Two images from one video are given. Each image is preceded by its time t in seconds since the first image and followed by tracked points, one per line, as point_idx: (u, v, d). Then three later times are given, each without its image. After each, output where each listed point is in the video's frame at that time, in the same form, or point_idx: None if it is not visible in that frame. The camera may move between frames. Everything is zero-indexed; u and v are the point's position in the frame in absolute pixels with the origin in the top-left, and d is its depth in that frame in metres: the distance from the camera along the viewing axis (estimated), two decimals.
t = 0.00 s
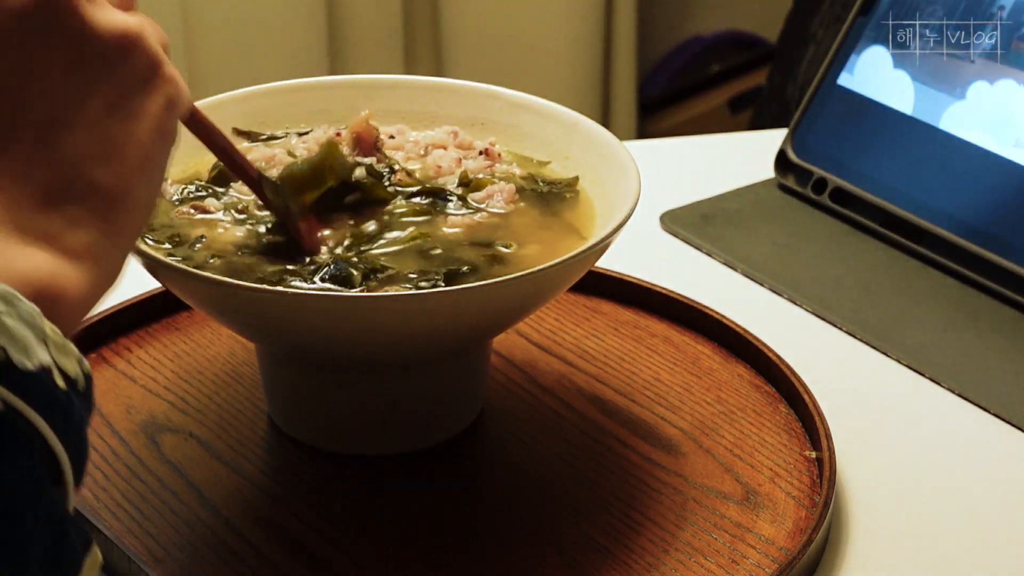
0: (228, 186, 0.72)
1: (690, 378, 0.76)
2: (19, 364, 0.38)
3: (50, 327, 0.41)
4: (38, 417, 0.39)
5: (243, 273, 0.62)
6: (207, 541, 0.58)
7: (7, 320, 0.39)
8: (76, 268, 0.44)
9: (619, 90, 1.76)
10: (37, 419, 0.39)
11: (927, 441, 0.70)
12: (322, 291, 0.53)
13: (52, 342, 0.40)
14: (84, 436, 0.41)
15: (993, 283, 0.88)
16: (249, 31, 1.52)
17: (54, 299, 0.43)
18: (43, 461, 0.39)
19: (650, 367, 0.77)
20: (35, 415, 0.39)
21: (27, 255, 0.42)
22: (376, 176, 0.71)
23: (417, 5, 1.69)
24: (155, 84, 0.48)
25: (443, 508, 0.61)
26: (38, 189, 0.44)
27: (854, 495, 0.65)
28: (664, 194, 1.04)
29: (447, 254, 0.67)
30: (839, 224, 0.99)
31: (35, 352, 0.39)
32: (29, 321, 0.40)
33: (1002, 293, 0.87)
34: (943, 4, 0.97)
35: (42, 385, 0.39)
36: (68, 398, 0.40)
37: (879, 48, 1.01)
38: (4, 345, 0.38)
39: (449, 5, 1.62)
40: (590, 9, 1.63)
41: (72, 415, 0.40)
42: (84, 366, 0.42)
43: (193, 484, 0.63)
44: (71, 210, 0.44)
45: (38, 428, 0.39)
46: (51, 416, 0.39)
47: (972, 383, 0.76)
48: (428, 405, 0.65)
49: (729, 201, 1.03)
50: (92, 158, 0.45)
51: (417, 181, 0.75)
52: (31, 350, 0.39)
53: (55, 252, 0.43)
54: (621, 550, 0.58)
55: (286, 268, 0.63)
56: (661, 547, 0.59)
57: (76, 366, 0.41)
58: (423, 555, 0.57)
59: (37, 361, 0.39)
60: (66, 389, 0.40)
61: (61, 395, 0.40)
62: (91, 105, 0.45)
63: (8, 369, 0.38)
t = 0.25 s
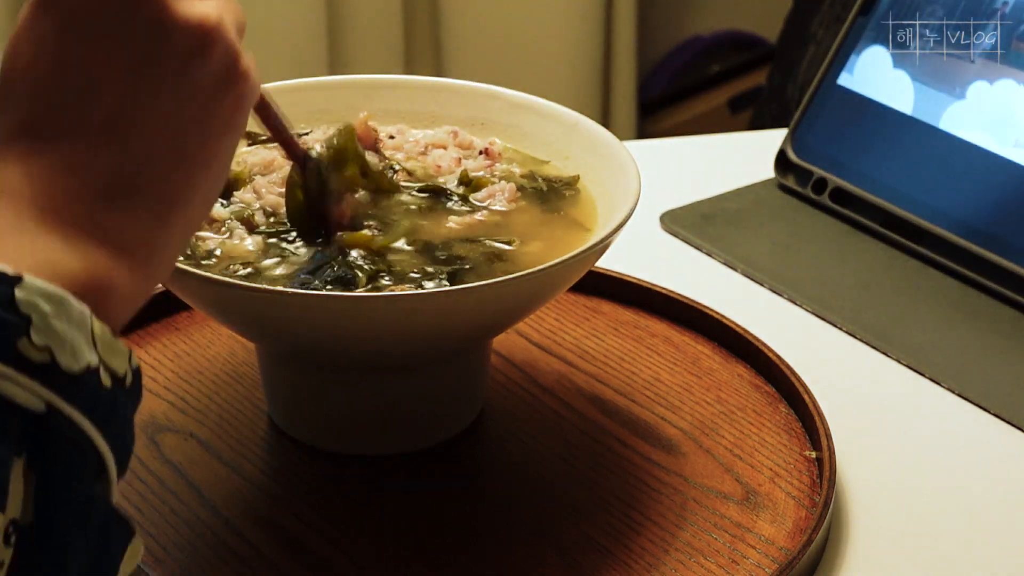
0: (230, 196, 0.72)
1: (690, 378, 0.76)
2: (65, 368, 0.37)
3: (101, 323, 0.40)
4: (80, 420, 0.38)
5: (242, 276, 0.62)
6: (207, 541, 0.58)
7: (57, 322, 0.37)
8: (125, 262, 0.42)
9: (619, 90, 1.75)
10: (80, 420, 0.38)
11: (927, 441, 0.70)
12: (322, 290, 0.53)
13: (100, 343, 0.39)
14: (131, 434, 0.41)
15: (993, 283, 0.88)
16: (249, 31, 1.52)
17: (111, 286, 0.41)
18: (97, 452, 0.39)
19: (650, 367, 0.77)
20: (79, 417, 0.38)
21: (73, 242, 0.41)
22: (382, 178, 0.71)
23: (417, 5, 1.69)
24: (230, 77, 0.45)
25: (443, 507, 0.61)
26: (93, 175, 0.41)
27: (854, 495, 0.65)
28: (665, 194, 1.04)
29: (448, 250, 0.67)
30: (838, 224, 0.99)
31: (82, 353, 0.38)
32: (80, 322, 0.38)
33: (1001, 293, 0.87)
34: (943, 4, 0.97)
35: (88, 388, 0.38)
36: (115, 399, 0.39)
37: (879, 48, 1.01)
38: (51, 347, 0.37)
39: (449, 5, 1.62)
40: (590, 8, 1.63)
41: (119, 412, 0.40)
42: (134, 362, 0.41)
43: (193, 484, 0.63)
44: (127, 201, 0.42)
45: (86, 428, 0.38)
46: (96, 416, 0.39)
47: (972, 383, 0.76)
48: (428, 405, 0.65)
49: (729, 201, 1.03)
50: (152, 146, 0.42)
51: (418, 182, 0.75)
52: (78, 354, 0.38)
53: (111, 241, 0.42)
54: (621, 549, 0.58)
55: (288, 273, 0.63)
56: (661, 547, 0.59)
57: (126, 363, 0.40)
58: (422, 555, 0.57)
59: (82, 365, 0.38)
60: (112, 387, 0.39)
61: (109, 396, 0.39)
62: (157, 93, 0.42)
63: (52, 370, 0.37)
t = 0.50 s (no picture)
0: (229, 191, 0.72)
1: (690, 378, 0.76)
2: (79, 392, 0.39)
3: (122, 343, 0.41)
4: (97, 446, 0.40)
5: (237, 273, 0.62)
6: (207, 541, 0.58)
7: (74, 343, 0.39)
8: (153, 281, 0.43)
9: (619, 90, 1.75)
10: (94, 445, 0.40)
11: (927, 441, 0.70)
12: (321, 291, 0.53)
13: (120, 365, 0.40)
14: (154, 456, 0.42)
15: (993, 283, 0.88)
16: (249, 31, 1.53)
17: (140, 312, 0.43)
18: (112, 477, 0.40)
19: (650, 367, 0.77)
20: (96, 443, 0.40)
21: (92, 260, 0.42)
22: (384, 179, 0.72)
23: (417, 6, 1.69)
24: (282, 104, 0.46)
25: (443, 507, 0.61)
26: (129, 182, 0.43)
27: (854, 496, 0.65)
28: (664, 194, 1.04)
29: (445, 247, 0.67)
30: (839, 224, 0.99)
31: (98, 378, 0.39)
32: (99, 343, 0.40)
33: (1002, 293, 0.87)
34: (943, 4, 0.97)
35: (104, 412, 0.40)
36: (135, 424, 0.41)
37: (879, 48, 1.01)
38: (64, 370, 0.38)
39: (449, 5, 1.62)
40: (590, 8, 1.64)
41: (140, 437, 0.41)
42: (158, 384, 0.42)
43: (193, 484, 0.63)
44: (158, 215, 0.44)
45: (102, 458, 0.40)
46: (114, 442, 0.40)
47: (972, 383, 0.76)
48: (428, 405, 0.65)
49: (729, 201, 1.02)
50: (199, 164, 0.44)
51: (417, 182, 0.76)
52: (94, 378, 0.39)
53: (144, 265, 0.43)
54: (621, 550, 0.58)
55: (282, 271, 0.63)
56: (661, 547, 0.59)
57: (149, 387, 0.42)
58: (422, 555, 0.57)
59: (100, 389, 0.39)
60: (129, 411, 0.41)
61: (127, 420, 0.40)
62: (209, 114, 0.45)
63: (66, 395, 0.39)
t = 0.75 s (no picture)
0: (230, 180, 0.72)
1: (690, 379, 0.76)
2: (109, 396, 0.39)
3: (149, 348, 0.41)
4: (121, 446, 0.39)
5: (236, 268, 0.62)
6: (207, 541, 0.58)
7: (106, 347, 0.38)
8: (155, 281, 0.43)
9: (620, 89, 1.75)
10: (118, 444, 0.39)
11: (927, 441, 0.70)
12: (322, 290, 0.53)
13: (146, 369, 0.40)
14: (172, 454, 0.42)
15: (994, 283, 0.88)
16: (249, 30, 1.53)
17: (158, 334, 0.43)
18: (135, 475, 0.40)
19: (650, 367, 0.77)
20: (117, 441, 0.39)
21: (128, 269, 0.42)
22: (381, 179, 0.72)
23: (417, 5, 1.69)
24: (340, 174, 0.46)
25: (443, 506, 0.61)
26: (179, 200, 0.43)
27: (854, 496, 0.65)
28: (664, 194, 1.04)
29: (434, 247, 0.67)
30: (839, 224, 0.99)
31: (128, 384, 0.39)
32: (128, 347, 0.39)
33: (1002, 293, 0.87)
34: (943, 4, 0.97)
35: (132, 414, 0.39)
36: (159, 425, 0.41)
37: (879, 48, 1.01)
38: (96, 375, 0.38)
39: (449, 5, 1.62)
40: (590, 7, 1.64)
41: (162, 437, 0.41)
42: (181, 386, 0.42)
43: (193, 484, 0.63)
44: (196, 241, 0.43)
45: (123, 454, 0.39)
46: (139, 443, 0.40)
47: (973, 383, 0.76)
48: (428, 405, 0.65)
49: (729, 201, 1.02)
50: (255, 211, 0.44)
51: (417, 182, 0.75)
52: (124, 384, 0.39)
53: (171, 295, 0.43)
54: (621, 550, 0.58)
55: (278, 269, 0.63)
56: (661, 547, 0.59)
57: (172, 388, 0.41)
58: (422, 554, 0.57)
59: (127, 394, 0.39)
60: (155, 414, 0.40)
61: (151, 423, 0.40)
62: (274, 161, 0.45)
63: (95, 399, 0.38)
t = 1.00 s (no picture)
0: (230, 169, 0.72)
1: (690, 378, 0.76)
2: (195, 428, 0.39)
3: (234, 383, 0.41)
4: (200, 477, 0.39)
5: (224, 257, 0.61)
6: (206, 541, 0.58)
7: (197, 379, 0.39)
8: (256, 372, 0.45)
9: (619, 89, 1.75)
10: (197, 475, 0.39)
11: (927, 441, 0.70)
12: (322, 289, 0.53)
13: (232, 403, 0.41)
14: (240, 483, 0.42)
15: (993, 283, 0.88)
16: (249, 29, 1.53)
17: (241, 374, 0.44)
18: (210, 506, 0.40)
19: (650, 367, 0.77)
20: (195, 470, 0.39)
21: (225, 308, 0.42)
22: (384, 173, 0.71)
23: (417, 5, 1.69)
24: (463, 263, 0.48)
25: (443, 506, 0.61)
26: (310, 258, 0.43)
27: (854, 495, 0.65)
28: (664, 194, 1.04)
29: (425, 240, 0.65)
30: (839, 224, 0.99)
31: (212, 417, 0.40)
32: (218, 380, 0.40)
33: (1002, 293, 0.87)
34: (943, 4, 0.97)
35: (214, 447, 0.40)
36: (238, 459, 0.41)
37: (879, 48, 1.01)
38: (185, 406, 0.39)
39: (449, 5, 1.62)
40: (590, 7, 1.63)
41: (234, 473, 0.41)
42: (258, 422, 0.43)
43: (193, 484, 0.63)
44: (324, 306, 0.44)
45: (198, 481, 0.39)
46: (215, 473, 0.40)
47: (972, 382, 0.76)
48: (428, 405, 0.65)
49: (729, 201, 1.02)
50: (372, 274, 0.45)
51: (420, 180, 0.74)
52: (209, 419, 0.40)
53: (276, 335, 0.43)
54: (621, 549, 0.58)
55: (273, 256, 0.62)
56: (661, 547, 0.59)
57: (252, 425, 0.42)
58: (422, 554, 0.57)
59: (212, 427, 0.40)
60: (236, 448, 0.41)
61: (232, 456, 0.41)
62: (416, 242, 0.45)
63: (185, 431, 0.39)
